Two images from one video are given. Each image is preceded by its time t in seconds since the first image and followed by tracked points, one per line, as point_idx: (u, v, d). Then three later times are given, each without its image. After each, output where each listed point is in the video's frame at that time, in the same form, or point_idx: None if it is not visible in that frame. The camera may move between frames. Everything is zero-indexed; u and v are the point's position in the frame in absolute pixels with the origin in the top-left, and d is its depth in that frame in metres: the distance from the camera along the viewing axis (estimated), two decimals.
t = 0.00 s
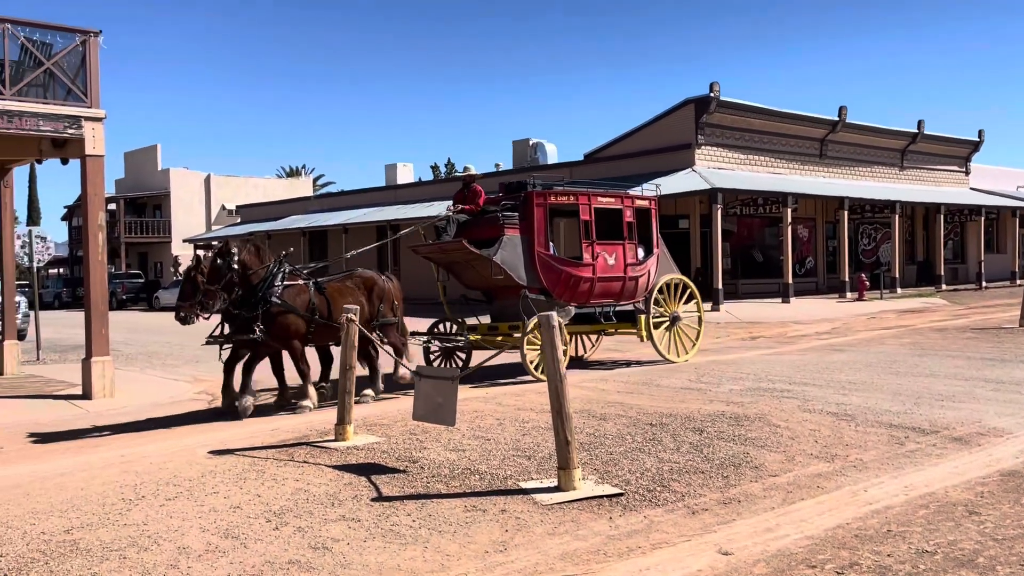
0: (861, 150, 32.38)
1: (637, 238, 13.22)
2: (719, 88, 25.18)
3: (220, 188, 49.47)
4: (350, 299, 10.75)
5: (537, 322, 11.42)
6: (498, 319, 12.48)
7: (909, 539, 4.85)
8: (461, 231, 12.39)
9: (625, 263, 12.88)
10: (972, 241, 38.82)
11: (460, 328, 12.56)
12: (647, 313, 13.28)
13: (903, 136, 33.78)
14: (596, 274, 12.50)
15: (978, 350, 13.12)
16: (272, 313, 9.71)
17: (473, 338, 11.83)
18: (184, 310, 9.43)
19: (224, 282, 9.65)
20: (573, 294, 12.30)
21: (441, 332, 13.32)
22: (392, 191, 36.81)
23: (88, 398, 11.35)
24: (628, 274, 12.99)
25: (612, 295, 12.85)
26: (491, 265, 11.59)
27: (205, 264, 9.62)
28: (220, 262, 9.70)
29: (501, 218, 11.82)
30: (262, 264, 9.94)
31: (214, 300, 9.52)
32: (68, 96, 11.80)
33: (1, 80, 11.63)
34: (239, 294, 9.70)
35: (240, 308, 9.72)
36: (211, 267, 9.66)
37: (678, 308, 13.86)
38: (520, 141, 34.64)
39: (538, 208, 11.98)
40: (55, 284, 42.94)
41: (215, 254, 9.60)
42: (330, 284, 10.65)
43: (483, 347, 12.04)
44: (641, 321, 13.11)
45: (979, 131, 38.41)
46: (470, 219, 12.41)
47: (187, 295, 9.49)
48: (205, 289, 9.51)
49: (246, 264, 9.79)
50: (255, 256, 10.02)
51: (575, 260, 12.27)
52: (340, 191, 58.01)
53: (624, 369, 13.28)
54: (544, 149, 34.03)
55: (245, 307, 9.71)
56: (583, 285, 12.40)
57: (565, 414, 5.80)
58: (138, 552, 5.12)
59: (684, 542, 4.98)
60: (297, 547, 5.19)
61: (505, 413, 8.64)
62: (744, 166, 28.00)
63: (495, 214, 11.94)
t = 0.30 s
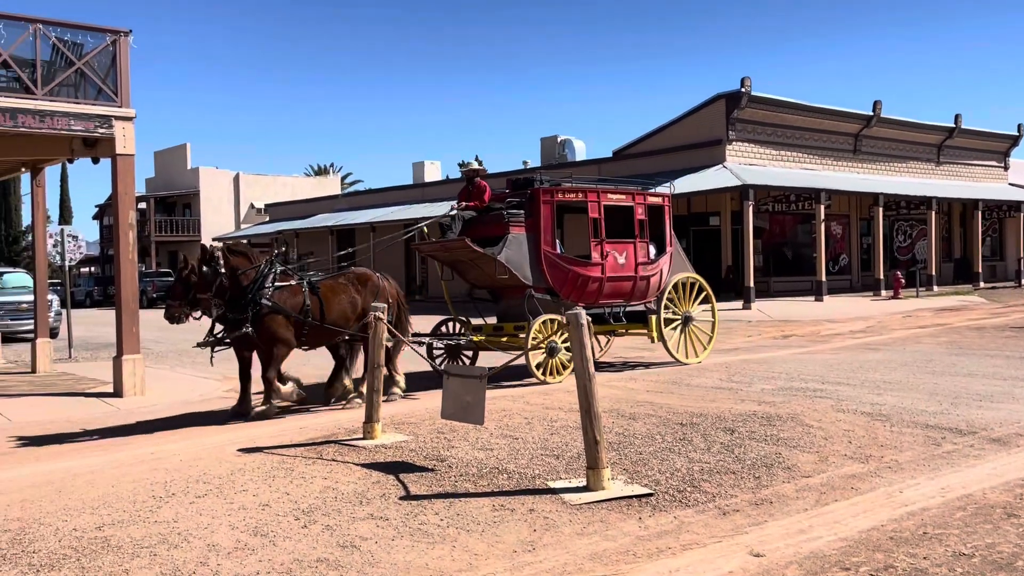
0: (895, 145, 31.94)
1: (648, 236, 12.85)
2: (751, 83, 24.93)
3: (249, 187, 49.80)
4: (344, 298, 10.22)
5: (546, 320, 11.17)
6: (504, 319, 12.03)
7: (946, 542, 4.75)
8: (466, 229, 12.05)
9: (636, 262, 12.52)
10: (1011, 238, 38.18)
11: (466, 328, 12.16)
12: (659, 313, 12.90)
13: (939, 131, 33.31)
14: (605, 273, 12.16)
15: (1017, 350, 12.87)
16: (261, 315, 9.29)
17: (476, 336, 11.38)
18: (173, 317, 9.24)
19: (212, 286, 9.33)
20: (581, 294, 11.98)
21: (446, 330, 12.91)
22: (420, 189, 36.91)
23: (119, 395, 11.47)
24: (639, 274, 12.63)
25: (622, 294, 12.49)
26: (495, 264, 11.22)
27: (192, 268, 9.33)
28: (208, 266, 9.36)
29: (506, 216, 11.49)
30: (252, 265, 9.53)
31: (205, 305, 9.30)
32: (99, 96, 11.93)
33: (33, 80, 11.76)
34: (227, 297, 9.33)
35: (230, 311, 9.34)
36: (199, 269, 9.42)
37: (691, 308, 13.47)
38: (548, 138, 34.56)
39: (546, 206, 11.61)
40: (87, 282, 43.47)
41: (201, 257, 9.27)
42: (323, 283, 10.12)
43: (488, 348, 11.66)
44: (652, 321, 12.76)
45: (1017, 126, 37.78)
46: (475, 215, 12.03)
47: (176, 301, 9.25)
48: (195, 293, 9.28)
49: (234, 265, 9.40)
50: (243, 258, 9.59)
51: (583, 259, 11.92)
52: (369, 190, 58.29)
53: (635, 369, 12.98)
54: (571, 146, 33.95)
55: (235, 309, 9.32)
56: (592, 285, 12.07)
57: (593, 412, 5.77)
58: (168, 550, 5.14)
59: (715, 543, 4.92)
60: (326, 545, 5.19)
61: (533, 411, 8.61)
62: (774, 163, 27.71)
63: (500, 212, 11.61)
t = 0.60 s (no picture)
0: (929, 141, 31.43)
1: (656, 234, 12.41)
2: (782, 79, 24.67)
3: (280, 186, 50.19)
4: (340, 296, 9.95)
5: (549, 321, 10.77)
6: (509, 320, 11.72)
7: (982, 543, 4.67)
8: (469, 227, 11.69)
9: (643, 262, 12.11)
10: None
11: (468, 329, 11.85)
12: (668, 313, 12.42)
13: (975, 127, 32.77)
14: (611, 272, 11.78)
15: None
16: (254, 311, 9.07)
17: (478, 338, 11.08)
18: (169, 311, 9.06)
19: (207, 279, 9.16)
20: (586, 294, 11.61)
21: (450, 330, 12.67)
22: (450, 187, 37.02)
23: (153, 392, 11.62)
24: (647, 273, 12.23)
25: (629, 294, 12.09)
26: (496, 263, 10.90)
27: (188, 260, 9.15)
28: (203, 259, 9.20)
29: (509, 214, 11.13)
30: (248, 261, 9.37)
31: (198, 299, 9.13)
32: (133, 97, 12.12)
33: (69, 81, 11.92)
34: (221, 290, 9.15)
35: (223, 306, 9.15)
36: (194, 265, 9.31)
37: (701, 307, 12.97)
38: (577, 136, 34.50)
39: (549, 203, 11.25)
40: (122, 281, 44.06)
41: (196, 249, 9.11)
42: (319, 280, 9.85)
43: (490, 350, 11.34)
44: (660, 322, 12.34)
45: None
46: (478, 214, 11.69)
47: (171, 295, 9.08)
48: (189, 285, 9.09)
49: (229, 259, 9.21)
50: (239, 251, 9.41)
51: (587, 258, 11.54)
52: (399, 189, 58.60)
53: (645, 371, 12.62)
54: (600, 143, 33.86)
55: (228, 305, 9.15)
56: (597, 285, 11.69)
57: (623, 411, 5.75)
58: (201, 545, 5.20)
59: (745, 542, 4.89)
60: (355, 542, 5.22)
61: (562, 410, 8.60)
62: (804, 159, 27.41)
63: (502, 209, 11.27)
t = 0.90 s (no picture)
0: (964, 138, 30.92)
1: (666, 233, 12.04)
2: (814, 76, 24.42)
3: (312, 186, 50.54)
4: (335, 302, 9.74)
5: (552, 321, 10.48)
6: (514, 321, 11.49)
7: (1020, 547, 4.59)
8: (474, 227, 11.38)
9: (652, 261, 11.76)
10: None
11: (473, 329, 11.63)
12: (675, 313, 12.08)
13: (1014, 123, 32.20)
14: (618, 272, 11.44)
15: None
16: (244, 315, 8.91)
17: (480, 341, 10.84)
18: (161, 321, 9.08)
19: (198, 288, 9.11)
20: (592, 294, 11.30)
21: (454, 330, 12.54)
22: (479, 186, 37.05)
23: (187, 390, 11.77)
24: (656, 273, 11.87)
25: (636, 295, 11.75)
26: (499, 263, 10.64)
27: (179, 269, 9.15)
28: (192, 267, 9.16)
29: (512, 213, 10.81)
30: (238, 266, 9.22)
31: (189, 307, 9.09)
32: (167, 99, 12.27)
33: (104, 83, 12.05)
34: (212, 298, 9.08)
35: (214, 313, 9.03)
36: (180, 274, 9.15)
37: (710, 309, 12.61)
38: (606, 134, 34.36)
39: (554, 202, 10.94)
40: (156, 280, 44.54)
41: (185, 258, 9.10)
42: (313, 285, 9.68)
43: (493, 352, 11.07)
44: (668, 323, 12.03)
45: None
46: (482, 213, 11.35)
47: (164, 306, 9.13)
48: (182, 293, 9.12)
49: (218, 265, 9.12)
50: (230, 259, 9.34)
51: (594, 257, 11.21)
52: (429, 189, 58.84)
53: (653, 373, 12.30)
54: (630, 142, 33.71)
55: (221, 312, 9.01)
56: (603, 285, 11.36)
57: (652, 410, 5.72)
58: (233, 542, 5.25)
59: (776, 543, 4.85)
60: (385, 540, 5.24)
61: (591, 410, 8.58)
62: (837, 157, 27.08)
63: (506, 208, 10.96)
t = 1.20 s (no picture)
0: (1003, 136, 30.39)
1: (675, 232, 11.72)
2: (849, 73, 24.12)
3: (345, 187, 50.92)
4: (329, 301, 9.50)
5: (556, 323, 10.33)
6: (519, 322, 11.27)
7: None
8: (477, 227, 11.14)
9: (659, 262, 11.42)
10: None
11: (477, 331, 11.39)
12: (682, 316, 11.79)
13: None
14: (625, 273, 11.11)
15: None
16: (237, 317, 8.64)
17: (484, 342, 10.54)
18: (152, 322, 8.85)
19: (190, 287, 8.86)
20: (598, 296, 10.95)
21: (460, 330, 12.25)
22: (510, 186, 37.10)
23: (218, 390, 11.92)
24: (664, 274, 11.52)
25: (644, 296, 11.41)
26: (501, 263, 10.34)
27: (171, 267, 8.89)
28: (185, 265, 8.88)
29: (515, 212, 10.51)
30: (232, 266, 8.97)
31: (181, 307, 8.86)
32: (201, 100, 12.42)
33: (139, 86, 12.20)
34: (204, 297, 8.82)
35: (207, 314, 8.78)
36: (173, 272, 8.89)
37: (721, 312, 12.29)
38: (638, 133, 34.24)
39: (558, 201, 10.65)
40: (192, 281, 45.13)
41: (177, 256, 8.84)
42: (307, 284, 9.41)
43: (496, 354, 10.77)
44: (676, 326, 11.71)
45: None
46: (485, 213, 11.13)
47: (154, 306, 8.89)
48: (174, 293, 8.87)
49: (210, 264, 8.84)
50: (223, 257, 9.06)
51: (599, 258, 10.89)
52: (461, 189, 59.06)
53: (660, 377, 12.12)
54: (662, 141, 33.56)
55: (213, 312, 8.75)
56: (610, 286, 11.03)
57: (682, 411, 5.69)
58: (265, 539, 5.30)
59: (809, 545, 4.79)
60: (415, 539, 5.26)
61: (621, 410, 8.54)
62: (871, 155, 26.72)
63: (509, 207, 10.63)
